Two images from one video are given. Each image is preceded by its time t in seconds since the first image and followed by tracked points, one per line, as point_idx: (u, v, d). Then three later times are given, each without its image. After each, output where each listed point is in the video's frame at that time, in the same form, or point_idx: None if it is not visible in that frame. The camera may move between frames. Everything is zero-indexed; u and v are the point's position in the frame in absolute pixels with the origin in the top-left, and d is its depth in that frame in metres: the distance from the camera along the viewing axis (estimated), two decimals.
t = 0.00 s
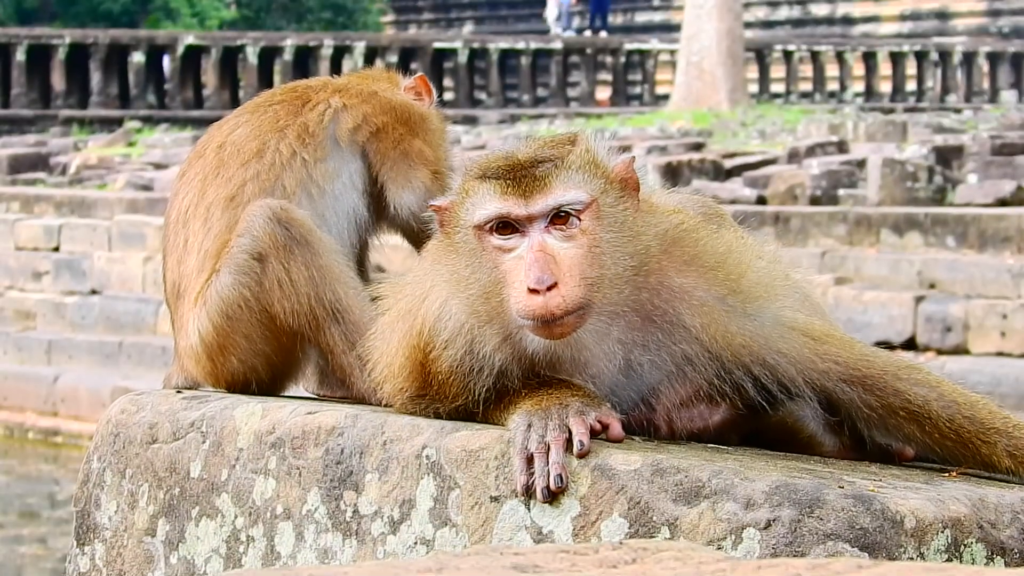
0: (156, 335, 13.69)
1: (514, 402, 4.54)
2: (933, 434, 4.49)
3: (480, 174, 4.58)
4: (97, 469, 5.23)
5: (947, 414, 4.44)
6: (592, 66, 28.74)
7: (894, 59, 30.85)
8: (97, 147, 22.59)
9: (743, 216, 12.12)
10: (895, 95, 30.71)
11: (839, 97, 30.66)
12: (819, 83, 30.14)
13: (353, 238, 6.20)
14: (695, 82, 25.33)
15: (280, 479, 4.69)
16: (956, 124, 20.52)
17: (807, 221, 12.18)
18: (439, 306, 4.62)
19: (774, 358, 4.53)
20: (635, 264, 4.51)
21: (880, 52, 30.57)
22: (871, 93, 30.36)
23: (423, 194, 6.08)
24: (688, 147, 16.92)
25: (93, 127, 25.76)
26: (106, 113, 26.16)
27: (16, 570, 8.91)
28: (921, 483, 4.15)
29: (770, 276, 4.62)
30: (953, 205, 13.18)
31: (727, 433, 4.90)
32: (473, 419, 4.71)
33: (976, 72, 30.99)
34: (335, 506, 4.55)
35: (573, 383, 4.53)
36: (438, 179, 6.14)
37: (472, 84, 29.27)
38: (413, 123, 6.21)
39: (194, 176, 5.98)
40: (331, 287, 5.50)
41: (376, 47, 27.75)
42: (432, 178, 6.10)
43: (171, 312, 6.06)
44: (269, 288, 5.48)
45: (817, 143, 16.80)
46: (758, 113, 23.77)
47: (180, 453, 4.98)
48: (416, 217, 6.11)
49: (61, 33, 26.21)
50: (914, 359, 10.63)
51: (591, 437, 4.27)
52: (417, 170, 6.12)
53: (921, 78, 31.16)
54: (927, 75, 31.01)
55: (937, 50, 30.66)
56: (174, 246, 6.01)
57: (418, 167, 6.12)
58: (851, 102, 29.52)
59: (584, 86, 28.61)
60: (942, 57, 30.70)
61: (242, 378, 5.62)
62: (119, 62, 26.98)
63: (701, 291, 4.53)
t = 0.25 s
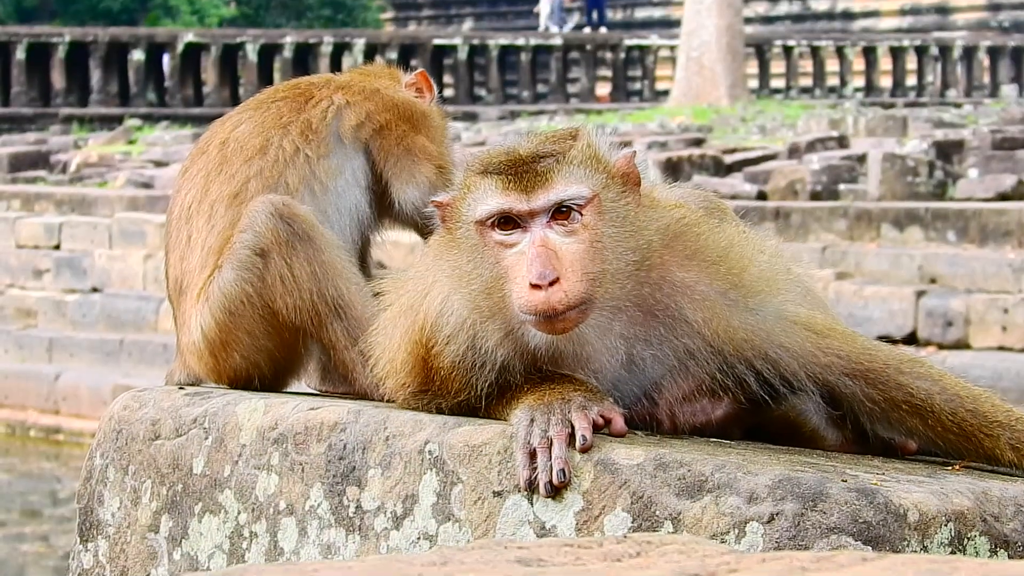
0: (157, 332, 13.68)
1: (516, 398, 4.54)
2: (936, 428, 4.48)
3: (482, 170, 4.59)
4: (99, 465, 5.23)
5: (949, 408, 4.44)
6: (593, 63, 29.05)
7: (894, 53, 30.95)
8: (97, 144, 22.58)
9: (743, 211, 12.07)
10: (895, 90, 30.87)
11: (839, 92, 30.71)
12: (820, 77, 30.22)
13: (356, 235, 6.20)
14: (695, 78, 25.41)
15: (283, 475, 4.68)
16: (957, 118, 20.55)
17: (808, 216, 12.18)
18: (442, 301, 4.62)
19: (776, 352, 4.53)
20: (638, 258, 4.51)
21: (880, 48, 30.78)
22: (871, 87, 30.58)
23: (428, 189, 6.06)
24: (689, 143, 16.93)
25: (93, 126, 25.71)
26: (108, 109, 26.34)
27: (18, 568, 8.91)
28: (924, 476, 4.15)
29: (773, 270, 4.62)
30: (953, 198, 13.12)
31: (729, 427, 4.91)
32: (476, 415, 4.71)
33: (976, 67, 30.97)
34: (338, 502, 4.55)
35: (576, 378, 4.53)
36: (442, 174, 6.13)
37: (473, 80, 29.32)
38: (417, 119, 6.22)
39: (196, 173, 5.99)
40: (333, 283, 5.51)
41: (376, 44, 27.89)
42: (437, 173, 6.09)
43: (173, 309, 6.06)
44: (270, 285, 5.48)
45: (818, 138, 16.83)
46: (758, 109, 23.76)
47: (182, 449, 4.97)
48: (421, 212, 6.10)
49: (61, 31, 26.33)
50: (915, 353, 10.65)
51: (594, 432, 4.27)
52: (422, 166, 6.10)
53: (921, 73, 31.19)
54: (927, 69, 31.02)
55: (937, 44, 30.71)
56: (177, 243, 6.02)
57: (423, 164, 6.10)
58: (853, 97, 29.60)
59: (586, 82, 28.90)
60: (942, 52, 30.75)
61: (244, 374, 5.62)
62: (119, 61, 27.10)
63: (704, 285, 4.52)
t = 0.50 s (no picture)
0: (170, 308, 13.71)
1: (530, 371, 4.55)
2: (950, 400, 4.49)
3: (495, 143, 4.58)
4: (114, 441, 5.26)
5: (963, 379, 4.44)
6: (604, 38, 29.30)
7: (905, 27, 30.93)
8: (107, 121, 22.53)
9: (757, 185, 12.04)
10: (907, 63, 30.88)
11: (851, 67, 30.68)
12: (832, 51, 30.21)
13: (367, 208, 6.22)
14: (706, 52, 25.39)
15: (297, 450, 4.70)
16: (968, 91, 20.54)
17: (820, 190, 12.18)
18: (455, 274, 4.63)
19: (790, 325, 4.52)
20: (651, 231, 4.51)
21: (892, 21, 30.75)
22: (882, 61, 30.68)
23: (428, 157, 6.11)
24: (700, 117, 16.91)
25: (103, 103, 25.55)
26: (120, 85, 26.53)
27: (33, 545, 8.95)
28: (938, 449, 4.15)
29: (786, 243, 4.61)
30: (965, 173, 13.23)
31: (743, 401, 4.91)
32: (490, 388, 4.73)
33: (987, 40, 30.83)
34: (352, 476, 4.56)
35: (590, 351, 4.54)
36: (451, 144, 6.14)
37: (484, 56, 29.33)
38: (427, 91, 6.22)
39: (208, 148, 6.00)
40: (345, 258, 5.51)
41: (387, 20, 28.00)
42: (440, 141, 6.10)
43: (187, 284, 6.08)
44: (283, 259, 5.49)
45: (830, 112, 16.81)
46: (769, 82, 23.73)
47: (196, 424, 4.99)
48: (424, 181, 6.12)
49: (72, 8, 26.43)
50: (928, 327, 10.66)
51: (608, 406, 4.27)
52: (427, 136, 6.13)
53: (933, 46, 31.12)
54: (939, 42, 30.95)
55: (949, 18, 30.66)
56: (189, 218, 6.03)
57: (424, 132, 6.14)
58: (865, 70, 29.59)
59: (596, 57, 29.06)
60: (954, 25, 30.69)
61: (258, 348, 5.64)
62: (129, 38, 27.20)
63: (717, 258, 4.51)
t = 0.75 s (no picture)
0: (174, 308, 13.73)
1: (533, 371, 4.56)
2: (953, 401, 4.48)
3: (499, 144, 4.58)
4: (117, 442, 5.27)
5: (966, 380, 4.43)
6: (608, 38, 29.18)
7: (909, 27, 30.94)
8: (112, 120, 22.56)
9: (761, 185, 12.02)
10: (912, 64, 30.88)
11: (855, 67, 30.67)
12: (836, 51, 30.22)
13: (370, 208, 6.22)
14: (710, 52, 25.35)
15: (300, 451, 4.70)
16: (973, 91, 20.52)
17: (824, 190, 12.18)
18: (458, 275, 4.62)
19: (793, 325, 4.51)
20: (654, 232, 4.50)
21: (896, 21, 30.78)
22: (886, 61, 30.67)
23: (422, 161, 6.12)
24: (704, 117, 16.90)
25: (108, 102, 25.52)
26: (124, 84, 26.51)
27: (36, 545, 8.96)
28: (942, 450, 4.15)
29: (789, 244, 4.61)
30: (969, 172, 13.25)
31: (746, 401, 4.90)
32: (492, 388, 4.73)
33: (992, 40, 30.79)
34: (355, 477, 4.56)
35: (592, 352, 4.54)
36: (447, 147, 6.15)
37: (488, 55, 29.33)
38: (430, 93, 6.23)
39: (212, 149, 6.00)
40: (349, 259, 5.51)
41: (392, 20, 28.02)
42: (437, 145, 6.13)
43: (190, 285, 6.08)
44: (287, 260, 5.49)
45: (834, 112, 16.80)
46: (773, 82, 23.72)
47: (199, 425, 4.99)
48: (420, 186, 6.14)
49: (77, 7, 26.46)
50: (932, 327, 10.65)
51: (610, 406, 4.28)
52: (424, 139, 6.14)
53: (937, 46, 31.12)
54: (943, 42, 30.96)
55: (953, 18, 30.67)
56: (193, 219, 6.04)
57: (419, 135, 6.15)
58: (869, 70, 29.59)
59: (601, 57, 29.08)
60: (959, 25, 30.70)
61: (261, 348, 5.65)
62: (134, 37, 27.21)
63: (720, 259, 4.51)
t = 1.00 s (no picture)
0: (176, 308, 13.73)
1: (535, 371, 4.56)
2: (953, 401, 4.48)
3: (501, 144, 4.57)
4: (118, 441, 5.27)
5: (967, 380, 4.43)
6: (610, 38, 29.22)
7: (911, 27, 30.94)
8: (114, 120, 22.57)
9: (763, 185, 12.01)
10: (913, 63, 30.88)
11: (857, 66, 30.67)
12: (839, 51, 30.22)
13: (374, 209, 6.22)
14: (713, 52, 25.36)
15: (302, 450, 4.70)
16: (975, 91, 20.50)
17: (826, 190, 12.17)
18: (460, 275, 4.62)
19: (794, 325, 4.51)
20: (656, 232, 4.50)
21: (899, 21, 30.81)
22: (889, 61, 30.68)
23: (439, 167, 6.11)
24: (706, 117, 16.89)
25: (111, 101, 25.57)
26: (126, 84, 26.50)
27: (37, 544, 8.96)
28: (943, 450, 4.15)
29: (791, 244, 4.61)
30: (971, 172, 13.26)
31: (747, 401, 4.90)
32: (494, 388, 4.73)
33: (994, 40, 30.75)
34: (356, 476, 4.56)
35: (594, 352, 4.53)
36: (455, 154, 6.15)
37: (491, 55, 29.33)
38: (433, 96, 6.24)
39: (215, 147, 6.01)
40: (351, 258, 5.52)
41: (394, 19, 28.03)
42: (449, 152, 6.13)
43: (192, 284, 6.09)
44: (289, 259, 5.49)
45: (836, 112, 16.78)
46: (776, 82, 23.72)
47: (201, 424, 4.99)
48: (437, 191, 6.13)
49: (79, 6, 26.47)
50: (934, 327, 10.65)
51: (612, 406, 4.28)
52: (436, 145, 6.14)
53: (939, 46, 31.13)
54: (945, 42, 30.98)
55: (955, 18, 30.68)
56: (195, 218, 6.04)
57: (434, 142, 6.14)
58: (871, 70, 29.59)
59: (604, 56, 29.09)
60: (961, 25, 30.71)
61: (263, 347, 5.66)
62: (137, 36, 27.21)
63: (722, 259, 4.51)
